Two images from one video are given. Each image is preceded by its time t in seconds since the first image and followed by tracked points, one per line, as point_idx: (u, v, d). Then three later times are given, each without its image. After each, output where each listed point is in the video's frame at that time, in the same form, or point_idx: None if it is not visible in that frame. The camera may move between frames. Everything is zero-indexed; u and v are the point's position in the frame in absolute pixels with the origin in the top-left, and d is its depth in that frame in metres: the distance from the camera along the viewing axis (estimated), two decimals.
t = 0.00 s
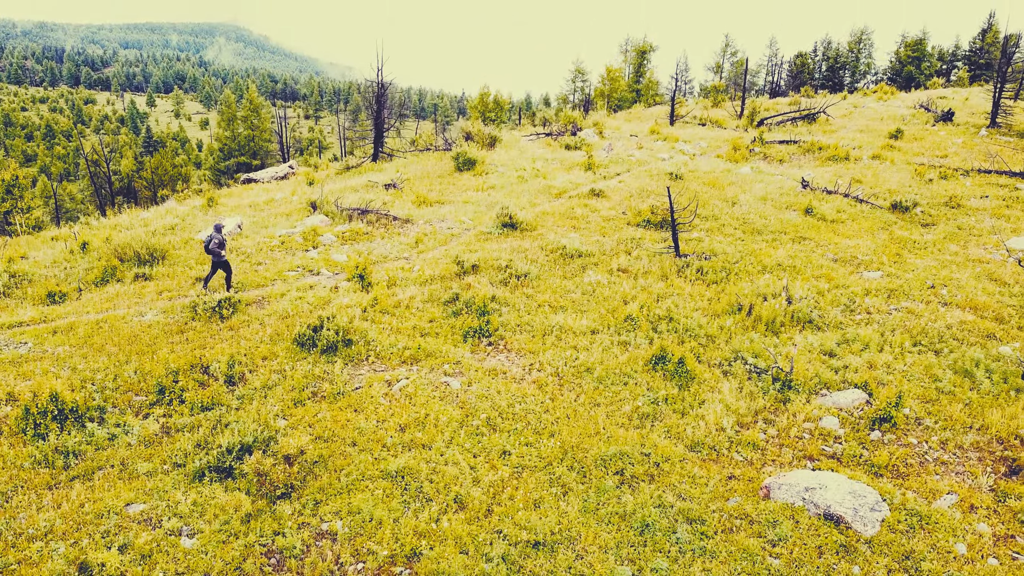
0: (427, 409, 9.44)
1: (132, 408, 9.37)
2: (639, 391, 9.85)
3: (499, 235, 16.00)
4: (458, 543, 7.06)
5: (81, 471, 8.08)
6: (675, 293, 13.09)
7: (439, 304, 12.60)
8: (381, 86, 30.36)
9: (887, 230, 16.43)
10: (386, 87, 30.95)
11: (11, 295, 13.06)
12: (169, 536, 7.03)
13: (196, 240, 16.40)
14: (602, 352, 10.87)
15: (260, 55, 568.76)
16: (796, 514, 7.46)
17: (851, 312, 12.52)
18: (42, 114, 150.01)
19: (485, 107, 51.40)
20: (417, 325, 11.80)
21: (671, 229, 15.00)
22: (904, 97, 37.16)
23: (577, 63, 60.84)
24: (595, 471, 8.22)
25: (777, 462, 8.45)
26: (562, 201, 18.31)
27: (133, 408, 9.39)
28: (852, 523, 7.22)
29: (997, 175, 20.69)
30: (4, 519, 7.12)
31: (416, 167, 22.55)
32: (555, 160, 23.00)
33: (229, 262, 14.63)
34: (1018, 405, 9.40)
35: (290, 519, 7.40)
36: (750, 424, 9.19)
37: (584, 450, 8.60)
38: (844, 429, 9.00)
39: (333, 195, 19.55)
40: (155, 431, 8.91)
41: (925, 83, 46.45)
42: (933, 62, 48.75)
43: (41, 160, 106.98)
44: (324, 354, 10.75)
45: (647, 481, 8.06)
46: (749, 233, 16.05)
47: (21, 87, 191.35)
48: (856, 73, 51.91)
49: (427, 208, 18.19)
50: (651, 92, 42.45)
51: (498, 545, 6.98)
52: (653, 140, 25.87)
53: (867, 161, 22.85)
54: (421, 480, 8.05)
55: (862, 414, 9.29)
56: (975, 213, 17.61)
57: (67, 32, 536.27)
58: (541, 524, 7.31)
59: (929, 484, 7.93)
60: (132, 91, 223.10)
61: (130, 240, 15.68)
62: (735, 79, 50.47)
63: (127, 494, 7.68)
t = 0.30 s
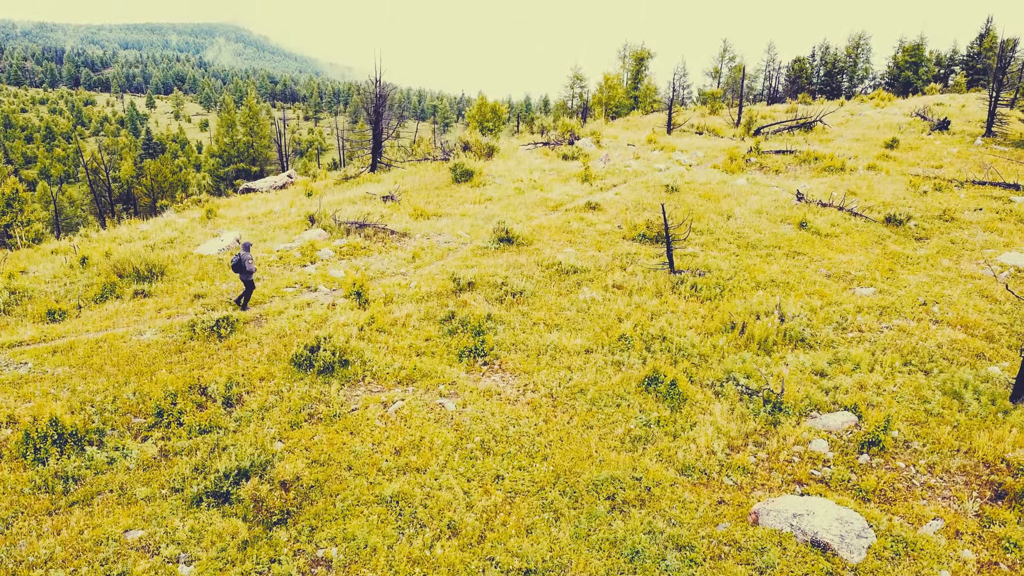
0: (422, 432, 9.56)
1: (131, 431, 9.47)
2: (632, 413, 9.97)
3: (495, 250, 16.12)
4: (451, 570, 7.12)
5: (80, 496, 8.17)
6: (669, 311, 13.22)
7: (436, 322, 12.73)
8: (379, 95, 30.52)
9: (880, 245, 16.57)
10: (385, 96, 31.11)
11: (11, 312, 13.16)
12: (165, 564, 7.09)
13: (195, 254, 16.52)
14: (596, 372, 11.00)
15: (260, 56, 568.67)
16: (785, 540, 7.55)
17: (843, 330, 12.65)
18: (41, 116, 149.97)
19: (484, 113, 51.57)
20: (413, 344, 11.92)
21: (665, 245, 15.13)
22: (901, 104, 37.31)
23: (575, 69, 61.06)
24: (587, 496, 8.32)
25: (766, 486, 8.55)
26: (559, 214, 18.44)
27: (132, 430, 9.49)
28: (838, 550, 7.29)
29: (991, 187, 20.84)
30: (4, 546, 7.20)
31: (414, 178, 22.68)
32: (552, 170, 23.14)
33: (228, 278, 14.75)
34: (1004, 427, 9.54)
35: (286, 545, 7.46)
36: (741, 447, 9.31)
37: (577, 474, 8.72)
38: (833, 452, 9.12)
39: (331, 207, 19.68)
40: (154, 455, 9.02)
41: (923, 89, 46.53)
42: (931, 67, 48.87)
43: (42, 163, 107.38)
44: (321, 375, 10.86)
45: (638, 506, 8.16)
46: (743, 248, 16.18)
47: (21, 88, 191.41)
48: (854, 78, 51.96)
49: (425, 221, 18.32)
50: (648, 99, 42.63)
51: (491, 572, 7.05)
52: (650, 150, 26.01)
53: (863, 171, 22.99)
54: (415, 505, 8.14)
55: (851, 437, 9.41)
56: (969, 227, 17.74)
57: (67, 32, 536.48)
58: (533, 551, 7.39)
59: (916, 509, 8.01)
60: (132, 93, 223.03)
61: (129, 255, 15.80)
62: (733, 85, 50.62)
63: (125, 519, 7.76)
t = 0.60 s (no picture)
0: (414, 456, 9.68)
1: (128, 455, 9.58)
2: (622, 436, 10.10)
3: (490, 266, 16.25)
4: None
5: (76, 522, 8.27)
6: (661, 329, 13.36)
7: (430, 341, 12.85)
8: (377, 105, 30.66)
9: (872, 260, 16.69)
10: (383, 106, 31.25)
11: (9, 331, 13.25)
12: None
13: (193, 269, 16.64)
14: (587, 394, 11.13)
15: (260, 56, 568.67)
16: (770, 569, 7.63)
17: (833, 349, 12.79)
18: (41, 118, 149.84)
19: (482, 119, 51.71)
20: (408, 364, 12.03)
21: (658, 262, 15.26)
22: (898, 111, 37.40)
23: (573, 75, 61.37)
24: (576, 522, 8.42)
25: (753, 512, 8.66)
26: (554, 228, 18.58)
27: (128, 454, 9.61)
28: None
29: (984, 200, 20.97)
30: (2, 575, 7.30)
31: (411, 189, 22.81)
32: (548, 182, 23.28)
33: (225, 295, 14.87)
34: (988, 451, 9.67)
35: (278, 574, 7.52)
36: (729, 472, 9.43)
37: (566, 500, 8.84)
38: (820, 477, 9.24)
39: (328, 221, 19.79)
40: (150, 480, 9.13)
41: (920, 95, 46.56)
42: (928, 73, 48.97)
43: (42, 166, 107.46)
44: (315, 397, 10.98)
45: (626, 533, 8.27)
46: (736, 264, 16.30)
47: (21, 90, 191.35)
48: (851, 83, 52.03)
49: (421, 235, 18.44)
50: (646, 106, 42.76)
51: None
52: (646, 160, 26.16)
53: (857, 183, 23.14)
54: (406, 531, 8.24)
55: (838, 461, 9.53)
56: (960, 241, 17.87)
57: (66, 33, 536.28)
58: None
59: (899, 536, 8.10)
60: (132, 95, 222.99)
61: (127, 272, 15.93)
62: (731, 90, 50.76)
63: (121, 547, 7.85)
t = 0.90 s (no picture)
0: (401, 480, 9.81)
1: (118, 479, 9.70)
2: (606, 459, 10.23)
3: (481, 281, 16.37)
4: None
5: (65, 548, 8.38)
6: (649, 348, 13.49)
7: (420, 360, 12.98)
8: (373, 115, 30.84)
9: (861, 276, 16.81)
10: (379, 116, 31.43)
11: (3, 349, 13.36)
12: None
13: (186, 284, 16.77)
14: (573, 416, 11.26)
15: (261, 57, 568.83)
16: None
17: (819, 368, 12.91)
18: (40, 120, 149.97)
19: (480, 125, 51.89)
20: (397, 385, 12.16)
21: (647, 279, 15.39)
22: (893, 119, 37.53)
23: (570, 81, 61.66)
24: (557, 548, 8.53)
25: (733, 538, 8.77)
26: (546, 243, 18.71)
27: (118, 478, 9.72)
28: None
29: (974, 213, 21.12)
30: None
31: (405, 202, 22.95)
32: (541, 194, 23.42)
33: (217, 313, 15.01)
34: (967, 475, 9.79)
35: None
36: (710, 496, 9.55)
37: (548, 525, 8.96)
38: (800, 502, 9.37)
39: (322, 234, 19.92)
40: (139, 504, 9.25)
41: (916, 101, 46.66)
42: (924, 79, 49.03)
43: (42, 168, 107.69)
44: (304, 419, 11.12)
45: (607, 559, 8.37)
46: (725, 279, 16.44)
47: (21, 91, 191.54)
48: (848, 88, 52.05)
49: (414, 249, 18.58)
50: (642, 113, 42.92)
51: None
52: (640, 171, 26.29)
53: (849, 195, 23.27)
54: (390, 557, 8.35)
55: (818, 486, 9.66)
56: (949, 256, 17.99)
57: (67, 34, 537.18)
58: None
59: (875, 563, 8.22)
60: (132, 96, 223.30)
61: (122, 288, 16.06)
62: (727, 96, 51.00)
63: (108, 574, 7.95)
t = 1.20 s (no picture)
0: (374, 506, 9.97)
1: (95, 505, 9.84)
2: (576, 485, 10.40)
3: (464, 300, 16.57)
4: None
5: None
6: (625, 369, 13.67)
7: (399, 382, 13.15)
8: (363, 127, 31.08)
9: (840, 293, 16.99)
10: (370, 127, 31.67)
11: None
12: None
13: (173, 302, 16.96)
14: (547, 439, 11.44)
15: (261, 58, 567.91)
16: None
17: (792, 390, 13.08)
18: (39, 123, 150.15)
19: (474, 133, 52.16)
20: (375, 407, 12.33)
21: (626, 298, 15.58)
22: (884, 128, 37.67)
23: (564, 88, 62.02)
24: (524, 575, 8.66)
25: (696, 565, 8.90)
26: (530, 259, 18.90)
27: (96, 504, 9.86)
28: None
29: (957, 227, 21.31)
30: None
31: (393, 215, 23.15)
32: (529, 207, 23.61)
33: (202, 332, 15.18)
34: (928, 501, 10.00)
35: None
36: (677, 522, 9.72)
37: (516, 552, 9.09)
38: (764, 528, 9.52)
39: (309, 250, 20.12)
40: (115, 530, 9.38)
41: (908, 109, 46.80)
42: (916, 86, 49.23)
43: (40, 171, 107.92)
44: (282, 443, 11.29)
45: None
46: (705, 297, 16.63)
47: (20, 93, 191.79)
48: (842, 94, 52.06)
49: (399, 265, 18.77)
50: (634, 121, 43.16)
51: None
52: (628, 183, 26.50)
53: (834, 209, 23.47)
54: None
55: (783, 511, 9.81)
56: (929, 273, 18.19)
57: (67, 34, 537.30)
58: None
59: None
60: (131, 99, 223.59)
61: (108, 307, 16.24)
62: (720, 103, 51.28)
63: None
